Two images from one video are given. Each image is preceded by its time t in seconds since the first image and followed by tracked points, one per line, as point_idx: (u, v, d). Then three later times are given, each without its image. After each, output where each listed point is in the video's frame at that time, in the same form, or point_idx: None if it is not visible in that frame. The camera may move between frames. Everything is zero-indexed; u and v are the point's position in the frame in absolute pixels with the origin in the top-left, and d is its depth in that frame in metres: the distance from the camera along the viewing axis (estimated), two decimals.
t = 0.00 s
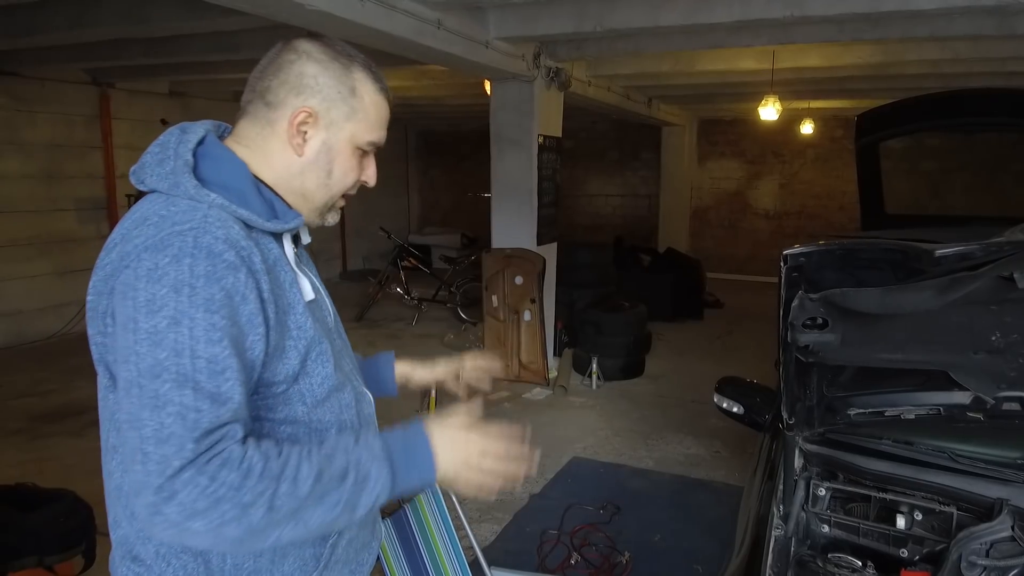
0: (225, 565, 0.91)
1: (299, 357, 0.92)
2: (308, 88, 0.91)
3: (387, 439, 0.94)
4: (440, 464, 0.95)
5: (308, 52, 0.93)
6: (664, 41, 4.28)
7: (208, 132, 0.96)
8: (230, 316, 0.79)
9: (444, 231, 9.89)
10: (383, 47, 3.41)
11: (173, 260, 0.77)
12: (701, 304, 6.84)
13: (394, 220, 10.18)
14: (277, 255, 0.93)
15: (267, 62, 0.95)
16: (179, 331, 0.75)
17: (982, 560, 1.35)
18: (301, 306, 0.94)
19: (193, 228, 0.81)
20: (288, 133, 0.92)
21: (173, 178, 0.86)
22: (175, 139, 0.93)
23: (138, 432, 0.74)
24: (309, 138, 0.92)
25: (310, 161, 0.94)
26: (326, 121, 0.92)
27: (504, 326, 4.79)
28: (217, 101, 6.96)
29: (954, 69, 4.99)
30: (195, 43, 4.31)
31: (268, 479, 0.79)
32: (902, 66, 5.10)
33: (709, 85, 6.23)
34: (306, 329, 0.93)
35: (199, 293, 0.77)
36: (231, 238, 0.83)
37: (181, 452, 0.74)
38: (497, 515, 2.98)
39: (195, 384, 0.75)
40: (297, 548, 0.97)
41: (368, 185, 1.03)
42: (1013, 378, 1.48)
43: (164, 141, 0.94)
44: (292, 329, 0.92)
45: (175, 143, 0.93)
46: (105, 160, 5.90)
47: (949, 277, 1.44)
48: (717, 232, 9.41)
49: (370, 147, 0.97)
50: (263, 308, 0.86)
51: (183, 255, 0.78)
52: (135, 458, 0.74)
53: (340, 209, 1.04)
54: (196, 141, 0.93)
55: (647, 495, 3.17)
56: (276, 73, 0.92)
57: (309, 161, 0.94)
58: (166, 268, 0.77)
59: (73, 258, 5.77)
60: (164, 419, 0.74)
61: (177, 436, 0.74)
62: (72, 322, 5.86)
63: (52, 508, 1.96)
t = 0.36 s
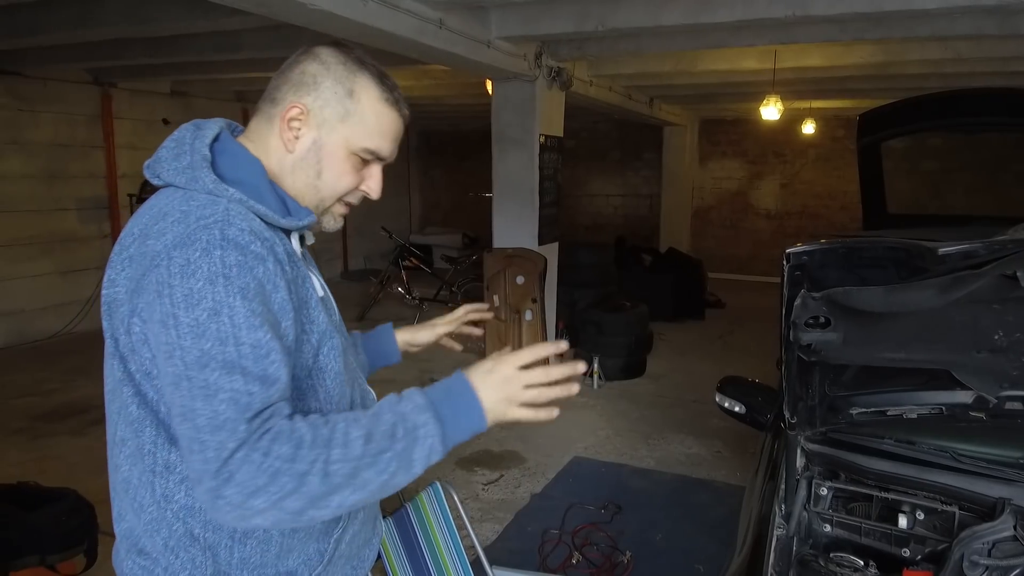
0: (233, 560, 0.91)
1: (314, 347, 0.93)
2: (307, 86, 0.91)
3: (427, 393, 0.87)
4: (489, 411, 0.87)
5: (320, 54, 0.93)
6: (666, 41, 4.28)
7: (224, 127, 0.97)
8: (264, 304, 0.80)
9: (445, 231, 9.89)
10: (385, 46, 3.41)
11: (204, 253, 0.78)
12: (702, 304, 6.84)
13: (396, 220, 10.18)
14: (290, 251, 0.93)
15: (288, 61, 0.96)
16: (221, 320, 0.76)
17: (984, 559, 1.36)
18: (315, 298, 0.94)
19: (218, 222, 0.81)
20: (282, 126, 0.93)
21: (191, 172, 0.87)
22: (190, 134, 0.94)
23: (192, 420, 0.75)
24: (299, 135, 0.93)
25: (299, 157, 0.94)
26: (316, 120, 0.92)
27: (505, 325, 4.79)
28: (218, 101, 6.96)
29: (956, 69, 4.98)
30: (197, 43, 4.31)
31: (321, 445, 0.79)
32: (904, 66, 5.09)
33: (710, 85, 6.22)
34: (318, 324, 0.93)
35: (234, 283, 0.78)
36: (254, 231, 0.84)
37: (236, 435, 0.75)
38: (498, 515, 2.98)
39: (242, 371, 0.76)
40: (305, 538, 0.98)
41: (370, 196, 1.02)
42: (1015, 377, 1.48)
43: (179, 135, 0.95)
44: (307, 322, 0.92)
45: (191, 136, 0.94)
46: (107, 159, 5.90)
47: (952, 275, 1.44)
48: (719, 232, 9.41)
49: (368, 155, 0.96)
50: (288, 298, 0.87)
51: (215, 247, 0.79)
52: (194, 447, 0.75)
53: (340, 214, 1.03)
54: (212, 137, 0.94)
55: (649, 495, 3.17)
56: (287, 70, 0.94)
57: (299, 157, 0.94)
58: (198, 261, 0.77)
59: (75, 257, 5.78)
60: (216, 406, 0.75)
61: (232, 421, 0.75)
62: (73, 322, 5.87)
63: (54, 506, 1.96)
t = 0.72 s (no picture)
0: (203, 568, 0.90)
1: (301, 371, 0.90)
2: (317, 84, 0.92)
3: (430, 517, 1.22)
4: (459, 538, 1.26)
5: (332, 52, 0.94)
6: (668, 41, 4.27)
7: (232, 133, 0.97)
8: (226, 334, 0.79)
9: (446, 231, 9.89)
10: (387, 46, 3.41)
11: (175, 272, 0.77)
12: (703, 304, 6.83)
13: (397, 220, 10.18)
14: (288, 265, 0.92)
15: (299, 61, 0.96)
16: (171, 346, 0.75)
17: (988, 560, 1.36)
18: (306, 319, 0.92)
19: (200, 239, 0.80)
20: (289, 126, 0.92)
21: (186, 182, 0.86)
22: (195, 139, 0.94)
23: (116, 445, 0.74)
24: (308, 135, 0.92)
25: (307, 159, 0.93)
26: (324, 118, 0.92)
27: (506, 326, 4.79)
28: (220, 101, 6.96)
29: (958, 69, 4.98)
30: (199, 43, 4.32)
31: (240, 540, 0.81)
32: (906, 66, 5.09)
33: (712, 85, 6.22)
34: (307, 345, 0.90)
35: (197, 309, 0.76)
36: (236, 253, 0.82)
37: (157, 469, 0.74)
38: (500, 515, 2.98)
39: (180, 402, 0.75)
40: (292, 559, 0.94)
41: (380, 202, 1.00)
42: (1020, 378, 1.48)
43: (184, 139, 0.95)
44: (296, 342, 0.90)
45: (196, 142, 0.93)
46: (109, 160, 5.91)
47: (956, 275, 1.43)
48: (720, 232, 9.40)
49: (378, 157, 0.95)
50: (263, 325, 0.84)
51: (187, 268, 0.78)
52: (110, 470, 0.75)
53: (351, 220, 1.01)
54: (217, 144, 0.93)
55: (651, 495, 3.17)
56: (298, 69, 0.94)
57: (306, 159, 0.93)
58: (168, 279, 0.77)
59: (77, 257, 5.79)
60: (142, 434, 0.74)
61: (154, 454, 0.74)
62: (75, 322, 5.87)
63: (55, 506, 1.96)
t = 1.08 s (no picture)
0: None
1: (291, 403, 0.87)
2: (335, 107, 0.89)
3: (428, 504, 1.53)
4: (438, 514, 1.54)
5: (357, 71, 0.91)
6: (671, 41, 4.27)
7: (252, 143, 0.96)
8: (197, 371, 0.75)
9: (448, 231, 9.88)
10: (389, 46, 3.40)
11: (156, 298, 0.74)
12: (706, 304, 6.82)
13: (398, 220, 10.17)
14: (292, 290, 0.90)
15: (324, 74, 0.94)
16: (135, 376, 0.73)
17: (995, 561, 1.37)
18: (303, 349, 0.88)
19: (189, 264, 0.77)
20: (304, 147, 0.91)
21: (190, 198, 0.84)
22: (208, 148, 0.93)
23: (77, 476, 0.74)
24: (322, 158, 0.90)
25: (320, 182, 0.91)
26: (339, 143, 0.89)
27: (509, 326, 4.79)
28: (222, 101, 6.96)
29: (962, 68, 4.97)
30: (202, 43, 4.32)
31: None
32: (909, 66, 5.08)
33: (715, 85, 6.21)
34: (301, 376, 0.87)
35: (169, 340, 0.74)
36: (225, 282, 0.78)
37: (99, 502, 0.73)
38: (503, 515, 2.97)
39: (134, 433, 0.73)
40: None
41: (396, 230, 0.98)
42: None
43: (198, 147, 0.94)
44: (291, 371, 0.87)
45: (209, 152, 0.93)
46: (111, 159, 5.91)
47: (965, 273, 1.46)
48: (722, 233, 9.39)
49: (395, 187, 0.92)
50: (245, 360, 0.80)
51: (167, 295, 0.75)
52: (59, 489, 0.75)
53: (363, 244, 0.99)
54: (229, 156, 0.92)
55: (654, 496, 3.16)
56: (319, 85, 0.92)
57: (319, 182, 0.91)
58: (148, 303, 0.74)
59: (79, 257, 5.79)
60: (92, 461, 0.73)
61: (100, 483, 0.73)
62: (77, 321, 5.88)
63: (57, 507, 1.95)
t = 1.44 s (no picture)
0: None
1: (287, 384, 0.84)
2: (268, 75, 0.83)
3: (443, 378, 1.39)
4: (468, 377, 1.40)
5: (287, 36, 0.84)
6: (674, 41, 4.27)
7: (184, 131, 0.90)
8: (197, 351, 0.70)
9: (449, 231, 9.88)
10: (392, 46, 3.40)
11: (128, 295, 0.69)
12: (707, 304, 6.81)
13: (400, 220, 10.18)
14: (257, 273, 0.86)
15: (253, 45, 0.87)
16: (144, 373, 0.66)
17: (1001, 561, 1.36)
18: (285, 328, 0.85)
19: (149, 255, 0.72)
20: (240, 123, 0.84)
21: (129, 193, 0.79)
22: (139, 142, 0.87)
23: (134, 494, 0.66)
24: (260, 131, 0.84)
25: (262, 158, 0.86)
26: (274, 113, 0.83)
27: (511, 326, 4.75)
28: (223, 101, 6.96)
29: (964, 68, 4.96)
30: (204, 43, 4.32)
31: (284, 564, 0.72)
32: (912, 66, 5.07)
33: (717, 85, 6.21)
34: (291, 353, 0.84)
35: (160, 329, 0.68)
36: (191, 261, 0.74)
37: (171, 509, 0.66)
38: (505, 515, 2.97)
39: (173, 432, 0.67)
40: None
41: (349, 201, 0.93)
42: None
43: (128, 143, 0.88)
44: (277, 354, 0.83)
45: (141, 145, 0.87)
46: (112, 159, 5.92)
47: (976, 273, 1.47)
48: (724, 233, 9.39)
49: (342, 154, 0.86)
50: (239, 337, 0.77)
51: (137, 287, 0.69)
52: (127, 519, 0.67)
53: (318, 220, 0.95)
54: (161, 145, 0.86)
55: (656, 496, 3.16)
56: (250, 56, 0.85)
57: (261, 159, 0.86)
58: (123, 304, 0.68)
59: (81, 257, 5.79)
60: (141, 473, 0.66)
61: (165, 490, 0.66)
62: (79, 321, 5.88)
63: (61, 506, 1.95)
